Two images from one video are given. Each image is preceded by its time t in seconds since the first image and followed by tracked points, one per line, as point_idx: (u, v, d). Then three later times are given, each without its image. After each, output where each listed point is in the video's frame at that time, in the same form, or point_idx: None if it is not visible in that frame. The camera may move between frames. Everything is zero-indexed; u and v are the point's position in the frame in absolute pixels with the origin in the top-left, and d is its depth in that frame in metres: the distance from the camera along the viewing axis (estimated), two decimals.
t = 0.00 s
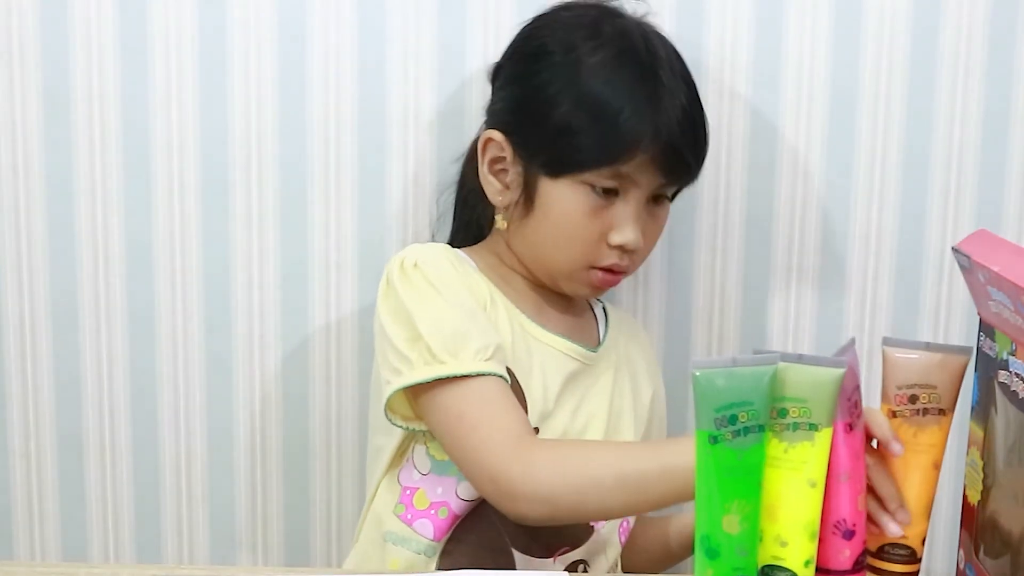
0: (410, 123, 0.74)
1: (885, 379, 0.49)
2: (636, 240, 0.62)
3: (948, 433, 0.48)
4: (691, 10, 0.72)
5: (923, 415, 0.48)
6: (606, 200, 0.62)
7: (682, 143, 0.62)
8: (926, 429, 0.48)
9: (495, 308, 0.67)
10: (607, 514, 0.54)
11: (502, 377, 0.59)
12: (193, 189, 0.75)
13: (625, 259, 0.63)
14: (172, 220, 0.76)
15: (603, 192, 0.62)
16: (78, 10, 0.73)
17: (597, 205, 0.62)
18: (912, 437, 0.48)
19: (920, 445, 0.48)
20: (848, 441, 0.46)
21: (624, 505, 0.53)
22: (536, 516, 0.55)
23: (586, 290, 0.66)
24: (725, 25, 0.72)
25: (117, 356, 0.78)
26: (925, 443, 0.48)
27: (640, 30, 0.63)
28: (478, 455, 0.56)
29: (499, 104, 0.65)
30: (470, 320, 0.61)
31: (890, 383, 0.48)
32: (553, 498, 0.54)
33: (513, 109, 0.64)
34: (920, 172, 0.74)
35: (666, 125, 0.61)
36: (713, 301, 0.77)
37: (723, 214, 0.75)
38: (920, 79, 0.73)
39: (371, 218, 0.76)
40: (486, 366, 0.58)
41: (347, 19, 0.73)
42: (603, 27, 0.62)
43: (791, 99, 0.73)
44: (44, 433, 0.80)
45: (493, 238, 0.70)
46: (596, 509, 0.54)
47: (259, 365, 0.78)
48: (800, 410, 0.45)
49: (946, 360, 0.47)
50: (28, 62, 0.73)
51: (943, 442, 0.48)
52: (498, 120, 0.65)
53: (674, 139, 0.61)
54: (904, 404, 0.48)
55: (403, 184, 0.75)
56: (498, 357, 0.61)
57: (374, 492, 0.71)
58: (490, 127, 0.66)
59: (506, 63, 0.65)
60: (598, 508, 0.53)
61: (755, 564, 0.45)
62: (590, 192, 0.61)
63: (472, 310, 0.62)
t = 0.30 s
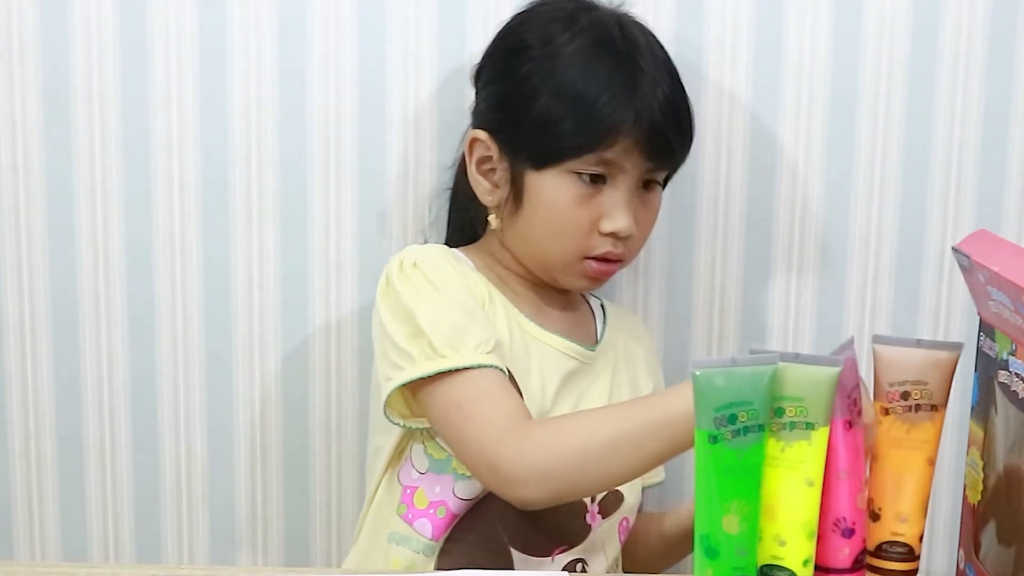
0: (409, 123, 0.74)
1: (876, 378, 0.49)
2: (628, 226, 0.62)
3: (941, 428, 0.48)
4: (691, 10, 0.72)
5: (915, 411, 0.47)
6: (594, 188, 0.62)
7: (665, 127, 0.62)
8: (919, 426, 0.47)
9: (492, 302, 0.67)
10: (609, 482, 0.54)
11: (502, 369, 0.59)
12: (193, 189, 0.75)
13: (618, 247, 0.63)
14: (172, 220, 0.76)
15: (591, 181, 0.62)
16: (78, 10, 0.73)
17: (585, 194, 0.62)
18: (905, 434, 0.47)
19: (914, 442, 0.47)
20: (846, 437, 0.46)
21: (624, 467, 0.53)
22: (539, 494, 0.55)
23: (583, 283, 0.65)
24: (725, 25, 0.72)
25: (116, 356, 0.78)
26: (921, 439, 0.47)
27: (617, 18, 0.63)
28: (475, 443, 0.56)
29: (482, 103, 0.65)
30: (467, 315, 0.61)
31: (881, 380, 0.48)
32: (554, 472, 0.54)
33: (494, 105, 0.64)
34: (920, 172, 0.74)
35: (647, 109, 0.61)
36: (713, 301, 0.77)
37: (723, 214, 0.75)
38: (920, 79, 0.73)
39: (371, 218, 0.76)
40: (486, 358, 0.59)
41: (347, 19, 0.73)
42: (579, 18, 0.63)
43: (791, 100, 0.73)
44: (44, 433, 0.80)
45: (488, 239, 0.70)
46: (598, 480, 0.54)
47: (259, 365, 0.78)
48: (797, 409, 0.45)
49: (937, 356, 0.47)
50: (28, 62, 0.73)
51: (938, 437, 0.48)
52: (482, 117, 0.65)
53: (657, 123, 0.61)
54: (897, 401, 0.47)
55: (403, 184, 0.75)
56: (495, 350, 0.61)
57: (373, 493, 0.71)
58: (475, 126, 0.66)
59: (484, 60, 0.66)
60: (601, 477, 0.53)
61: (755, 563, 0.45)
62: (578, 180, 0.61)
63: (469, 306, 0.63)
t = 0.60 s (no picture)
0: (410, 123, 0.74)
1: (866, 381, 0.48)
2: (626, 229, 0.61)
3: (936, 428, 0.48)
4: (691, 10, 0.72)
5: (910, 412, 0.47)
6: (590, 193, 0.61)
7: (658, 126, 0.61)
8: (914, 426, 0.47)
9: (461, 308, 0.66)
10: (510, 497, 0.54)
11: (443, 404, 0.59)
12: (194, 189, 0.75)
13: (617, 251, 0.63)
14: (172, 220, 0.76)
15: (586, 187, 0.61)
16: (78, 10, 0.73)
17: (581, 199, 0.61)
18: (901, 434, 0.47)
19: (909, 441, 0.47)
20: (852, 435, 0.46)
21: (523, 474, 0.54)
22: (445, 529, 0.54)
23: (582, 285, 0.65)
24: (725, 26, 0.72)
25: (116, 357, 0.78)
26: (915, 439, 0.47)
27: (611, 17, 0.63)
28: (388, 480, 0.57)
29: (477, 103, 0.65)
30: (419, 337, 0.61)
31: (874, 382, 0.47)
32: (457, 499, 0.53)
33: (489, 108, 0.64)
34: (920, 172, 0.74)
35: (640, 109, 0.60)
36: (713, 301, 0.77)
37: (723, 214, 0.75)
38: (920, 80, 0.73)
39: (371, 218, 0.76)
40: (426, 393, 0.59)
41: (347, 19, 0.73)
42: (572, 17, 0.62)
43: (791, 99, 0.73)
44: (44, 433, 0.80)
45: (483, 241, 0.70)
46: (498, 496, 0.54)
47: (259, 365, 0.78)
48: (796, 409, 0.45)
49: (929, 355, 0.47)
50: (28, 62, 0.73)
51: (933, 436, 0.48)
52: (476, 120, 0.65)
53: (650, 123, 0.61)
54: (891, 402, 0.47)
55: (403, 184, 0.75)
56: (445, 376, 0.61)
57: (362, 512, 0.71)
58: (470, 129, 0.66)
59: (478, 62, 0.66)
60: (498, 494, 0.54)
61: (755, 563, 0.45)
62: (572, 188, 0.61)
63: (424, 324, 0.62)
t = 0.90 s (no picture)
0: (410, 123, 0.74)
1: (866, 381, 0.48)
2: (579, 218, 0.58)
3: (936, 428, 0.48)
4: (692, 9, 0.72)
5: (910, 412, 0.47)
6: (543, 179, 0.60)
7: (618, 119, 0.58)
8: (914, 426, 0.47)
9: (411, 316, 0.67)
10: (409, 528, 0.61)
11: (350, 430, 0.63)
12: (193, 189, 0.75)
13: (574, 242, 0.60)
14: (172, 220, 0.76)
15: (538, 173, 0.60)
16: (77, 10, 0.73)
17: (534, 186, 0.60)
18: (901, 434, 0.47)
19: (909, 441, 0.47)
20: (852, 434, 0.46)
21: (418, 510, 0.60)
22: (351, 552, 0.62)
23: (544, 279, 0.63)
24: (725, 25, 0.72)
25: (116, 357, 0.78)
26: (915, 438, 0.47)
27: (594, 7, 0.61)
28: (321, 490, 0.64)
29: (460, 90, 0.65)
30: (342, 358, 0.64)
31: (874, 383, 0.47)
32: (367, 520, 0.61)
33: (462, 87, 0.64)
34: (920, 171, 0.74)
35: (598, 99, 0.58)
36: (713, 300, 0.77)
37: (723, 214, 0.75)
38: (920, 79, 0.73)
39: (372, 218, 0.76)
40: (336, 417, 0.63)
41: (346, 18, 0.73)
42: None
43: (792, 99, 0.73)
44: (44, 433, 0.80)
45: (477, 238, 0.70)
46: (398, 528, 0.61)
47: (260, 365, 0.78)
48: (796, 409, 0.45)
49: (929, 355, 0.47)
50: (28, 62, 0.73)
51: (933, 437, 0.48)
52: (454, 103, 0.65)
53: (607, 115, 0.58)
54: (890, 402, 0.47)
55: (402, 184, 0.75)
56: (362, 398, 0.64)
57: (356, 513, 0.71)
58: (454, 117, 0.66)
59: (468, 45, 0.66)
60: (398, 523, 0.61)
61: (755, 563, 0.45)
62: (522, 172, 0.60)
63: (353, 346, 0.65)
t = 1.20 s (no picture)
0: (409, 123, 0.74)
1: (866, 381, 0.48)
2: (537, 201, 0.57)
3: (936, 428, 0.48)
4: (692, 9, 0.72)
5: (910, 411, 0.47)
6: (508, 163, 0.59)
7: (582, 113, 0.57)
8: (914, 426, 0.47)
9: (408, 302, 0.66)
10: (386, 505, 0.59)
11: (349, 407, 0.62)
12: (193, 188, 0.75)
13: (535, 228, 0.59)
14: (172, 220, 0.76)
15: (504, 156, 0.59)
16: (77, 10, 0.73)
17: (499, 170, 0.59)
18: (901, 435, 0.47)
19: (909, 441, 0.47)
20: (852, 434, 0.46)
21: (395, 484, 0.58)
22: (331, 530, 0.60)
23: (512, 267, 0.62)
24: (725, 25, 0.72)
25: (116, 357, 0.78)
26: (915, 439, 0.47)
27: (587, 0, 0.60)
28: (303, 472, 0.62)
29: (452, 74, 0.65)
30: (345, 339, 0.64)
31: (874, 383, 0.47)
32: (345, 490, 0.59)
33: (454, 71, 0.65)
34: (920, 171, 0.74)
35: (562, 92, 0.57)
36: (713, 300, 0.77)
37: (723, 215, 0.75)
38: (920, 79, 0.73)
39: (372, 218, 0.76)
40: (338, 396, 0.62)
41: (346, 18, 0.72)
42: None
43: (792, 99, 0.73)
44: (44, 434, 0.80)
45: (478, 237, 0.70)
46: (373, 503, 0.59)
47: (260, 366, 0.78)
48: (796, 409, 0.45)
49: (929, 355, 0.47)
50: (28, 62, 0.73)
51: (933, 437, 0.48)
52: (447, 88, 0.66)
53: (569, 109, 0.57)
54: (890, 402, 0.47)
55: (402, 184, 0.75)
56: (364, 376, 0.63)
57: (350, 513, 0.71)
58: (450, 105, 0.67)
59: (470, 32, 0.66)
60: (373, 499, 0.59)
61: (755, 563, 0.45)
62: (487, 155, 0.59)
63: (356, 328, 0.65)
